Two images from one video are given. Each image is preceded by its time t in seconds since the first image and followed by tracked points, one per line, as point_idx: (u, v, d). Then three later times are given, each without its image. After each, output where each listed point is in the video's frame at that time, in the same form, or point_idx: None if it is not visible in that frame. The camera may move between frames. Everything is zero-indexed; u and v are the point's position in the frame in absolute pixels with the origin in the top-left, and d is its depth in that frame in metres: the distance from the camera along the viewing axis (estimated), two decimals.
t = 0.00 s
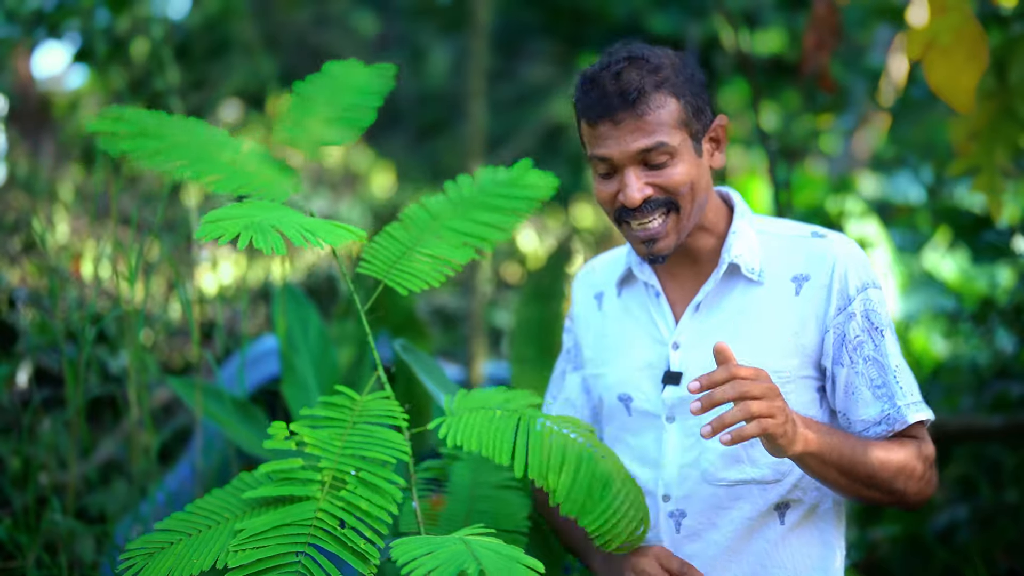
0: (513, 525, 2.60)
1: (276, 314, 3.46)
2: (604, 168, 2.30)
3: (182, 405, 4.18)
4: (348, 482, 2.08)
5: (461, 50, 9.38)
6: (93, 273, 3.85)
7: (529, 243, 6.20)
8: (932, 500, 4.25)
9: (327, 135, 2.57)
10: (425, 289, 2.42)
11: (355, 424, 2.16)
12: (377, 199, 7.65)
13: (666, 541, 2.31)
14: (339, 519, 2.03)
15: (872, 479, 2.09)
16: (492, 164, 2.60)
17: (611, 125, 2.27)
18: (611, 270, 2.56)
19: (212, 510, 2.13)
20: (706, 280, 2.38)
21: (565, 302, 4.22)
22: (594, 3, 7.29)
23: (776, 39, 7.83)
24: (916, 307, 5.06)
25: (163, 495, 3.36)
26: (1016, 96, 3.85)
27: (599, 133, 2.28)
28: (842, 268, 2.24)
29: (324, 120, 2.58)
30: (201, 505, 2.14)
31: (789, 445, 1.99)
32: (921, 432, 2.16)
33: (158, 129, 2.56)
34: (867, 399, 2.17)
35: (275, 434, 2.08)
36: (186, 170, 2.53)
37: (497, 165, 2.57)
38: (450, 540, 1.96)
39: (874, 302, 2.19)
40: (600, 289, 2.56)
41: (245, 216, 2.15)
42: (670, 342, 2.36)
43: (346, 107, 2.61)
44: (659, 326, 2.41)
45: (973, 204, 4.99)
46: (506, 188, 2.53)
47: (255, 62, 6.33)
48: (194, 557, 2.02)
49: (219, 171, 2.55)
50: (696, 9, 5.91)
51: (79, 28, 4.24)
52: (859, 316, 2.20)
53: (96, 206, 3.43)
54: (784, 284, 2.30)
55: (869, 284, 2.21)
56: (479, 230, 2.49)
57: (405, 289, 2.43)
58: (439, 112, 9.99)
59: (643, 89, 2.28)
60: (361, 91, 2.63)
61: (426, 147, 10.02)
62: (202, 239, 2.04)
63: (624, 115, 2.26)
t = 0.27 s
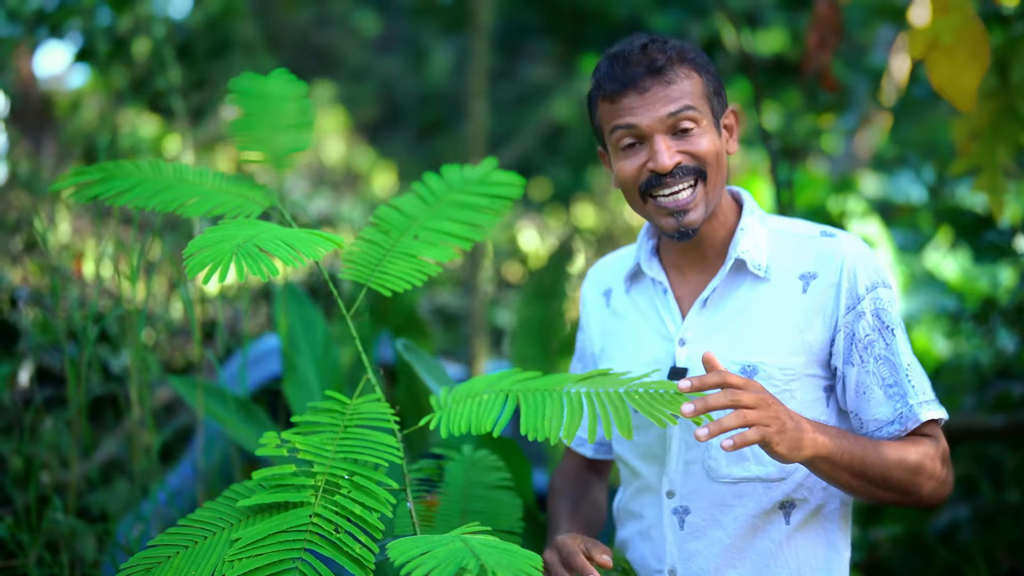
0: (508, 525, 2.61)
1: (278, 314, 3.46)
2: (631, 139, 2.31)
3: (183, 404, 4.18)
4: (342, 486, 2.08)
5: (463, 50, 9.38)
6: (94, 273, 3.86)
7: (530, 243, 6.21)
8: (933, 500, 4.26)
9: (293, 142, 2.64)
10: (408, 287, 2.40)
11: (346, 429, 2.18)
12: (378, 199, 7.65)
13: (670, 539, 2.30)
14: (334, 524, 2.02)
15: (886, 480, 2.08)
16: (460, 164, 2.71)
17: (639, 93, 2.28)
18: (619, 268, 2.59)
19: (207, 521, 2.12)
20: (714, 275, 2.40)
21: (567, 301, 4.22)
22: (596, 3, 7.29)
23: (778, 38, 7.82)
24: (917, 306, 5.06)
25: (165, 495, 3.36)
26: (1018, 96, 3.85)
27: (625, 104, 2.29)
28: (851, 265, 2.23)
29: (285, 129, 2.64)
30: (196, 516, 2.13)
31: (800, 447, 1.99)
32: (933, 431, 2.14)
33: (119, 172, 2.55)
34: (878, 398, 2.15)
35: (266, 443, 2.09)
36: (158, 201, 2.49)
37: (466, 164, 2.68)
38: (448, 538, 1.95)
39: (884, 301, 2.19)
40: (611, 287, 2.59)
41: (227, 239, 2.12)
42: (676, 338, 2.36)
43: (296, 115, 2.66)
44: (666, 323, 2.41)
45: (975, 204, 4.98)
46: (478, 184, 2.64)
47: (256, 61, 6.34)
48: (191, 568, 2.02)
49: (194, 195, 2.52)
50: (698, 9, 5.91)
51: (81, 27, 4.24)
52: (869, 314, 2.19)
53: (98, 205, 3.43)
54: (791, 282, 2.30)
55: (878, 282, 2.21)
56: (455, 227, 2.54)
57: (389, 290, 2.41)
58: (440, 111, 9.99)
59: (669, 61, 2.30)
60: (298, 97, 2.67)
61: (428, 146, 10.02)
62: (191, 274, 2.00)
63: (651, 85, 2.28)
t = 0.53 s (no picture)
0: (516, 526, 2.58)
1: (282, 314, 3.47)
2: (645, 140, 2.31)
3: (187, 404, 4.19)
4: (349, 485, 2.08)
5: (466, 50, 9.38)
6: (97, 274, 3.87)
7: (533, 244, 6.20)
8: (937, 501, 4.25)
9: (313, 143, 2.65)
10: (417, 289, 2.42)
11: (355, 427, 2.18)
12: (381, 199, 7.65)
13: (679, 534, 2.28)
14: (340, 522, 2.03)
15: (910, 441, 2.05)
16: (484, 159, 2.72)
17: (655, 95, 2.29)
18: (630, 268, 2.60)
19: (214, 518, 2.14)
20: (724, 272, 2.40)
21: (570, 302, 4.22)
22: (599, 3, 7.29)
23: (781, 39, 7.82)
24: (921, 307, 5.05)
25: (169, 495, 3.36)
26: (1022, 96, 3.84)
27: (640, 105, 2.30)
28: (861, 261, 2.24)
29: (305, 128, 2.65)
30: (205, 512, 2.15)
31: (830, 363, 2.01)
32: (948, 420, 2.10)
33: (142, 159, 2.54)
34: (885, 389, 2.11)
35: (275, 441, 2.10)
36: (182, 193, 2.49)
37: (492, 159, 2.69)
38: (455, 538, 1.96)
39: (893, 294, 2.17)
40: (619, 287, 2.59)
41: (227, 232, 2.14)
42: (687, 335, 2.38)
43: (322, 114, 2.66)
44: (677, 319, 2.43)
45: (978, 204, 4.98)
46: (500, 182, 2.64)
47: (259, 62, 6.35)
48: (198, 564, 2.02)
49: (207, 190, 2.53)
50: (701, 9, 5.91)
51: (84, 28, 4.25)
52: (877, 306, 2.17)
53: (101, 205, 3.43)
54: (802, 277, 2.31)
55: (887, 275, 2.20)
56: (469, 227, 2.55)
57: (400, 290, 2.44)
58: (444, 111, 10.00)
59: (684, 62, 2.31)
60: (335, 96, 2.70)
61: (430, 147, 10.03)
62: (184, 266, 2.04)
63: (666, 87, 2.29)
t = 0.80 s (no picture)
0: (520, 526, 2.59)
1: (281, 314, 3.47)
2: (653, 165, 2.31)
3: (186, 405, 4.19)
4: (354, 481, 2.08)
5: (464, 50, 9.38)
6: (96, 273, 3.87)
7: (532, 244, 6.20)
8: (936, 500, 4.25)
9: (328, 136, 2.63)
10: (429, 288, 2.41)
11: (361, 425, 2.19)
12: (380, 199, 7.65)
13: (689, 541, 2.29)
14: (345, 519, 2.02)
15: (906, 464, 2.10)
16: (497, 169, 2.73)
17: (663, 124, 2.27)
18: (628, 267, 2.58)
19: (218, 511, 2.13)
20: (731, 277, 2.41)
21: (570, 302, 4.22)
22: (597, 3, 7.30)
23: (780, 39, 7.83)
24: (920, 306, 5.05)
25: (168, 495, 3.36)
26: (1021, 95, 3.85)
27: (648, 133, 2.29)
28: (868, 266, 2.23)
29: (323, 121, 2.65)
30: (209, 504, 2.14)
31: (815, 405, 2.04)
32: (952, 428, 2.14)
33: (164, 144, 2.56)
34: (891, 395, 2.15)
35: (282, 435, 2.09)
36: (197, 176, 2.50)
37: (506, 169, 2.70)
38: (459, 538, 1.96)
39: (901, 299, 2.18)
40: (617, 288, 2.58)
41: (255, 223, 2.15)
42: (693, 339, 2.37)
43: (342, 110, 2.67)
44: (682, 323, 2.43)
45: (977, 204, 4.98)
46: (513, 189, 2.65)
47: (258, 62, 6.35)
48: (201, 558, 2.02)
49: (219, 179, 2.53)
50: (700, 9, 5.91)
51: (83, 29, 4.25)
52: (885, 312, 2.18)
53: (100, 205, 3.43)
54: (810, 280, 2.30)
55: (894, 279, 2.20)
56: (483, 231, 2.55)
57: (411, 289, 2.42)
58: (443, 112, 10.01)
59: (692, 86, 2.28)
60: (354, 91, 2.70)
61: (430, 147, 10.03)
62: (214, 252, 2.03)
63: (676, 118, 2.27)
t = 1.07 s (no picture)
0: (513, 525, 2.61)
1: (279, 312, 3.47)
2: (656, 152, 2.32)
3: (185, 405, 4.19)
4: (347, 485, 2.09)
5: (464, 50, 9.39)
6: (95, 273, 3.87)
7: (531, 243, 6.21)
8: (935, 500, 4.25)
9: (304, 136, 2.66)
10: (415, 286, 2.44)
11: (352, 427, 2.19)
12: (379, 199, 7.65)
13: (687, 545, 2.30)
14: (339, 523, 2.03)
15: (913, 484, 2.10)
16: (478, 158, 2.71)
17: (669, 106, 2.28)
18: (630, 265, 2.59)
19: (211, 518, 2.13)
20: (733, 277, 2.40)
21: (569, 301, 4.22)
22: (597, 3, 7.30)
23: (779, 39, 7.84)
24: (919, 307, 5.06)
25: (168, 495, 3.36)
26: (1020, 96, 3.85)
27: (653, 116, 2.29)
28: (874, 267, 2.24)
29: (297, 121, 2.66)
30: (202, 513, 2.14)
31: (815, 451, 2.03)
32: (957, 434, 2.13)
33: (136, 150, 2.55)
34: (899, 400, 2.16)
35: (273, 440, 2.09)
36: (170, 185, 2.49)
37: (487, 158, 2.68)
38: (453, 539, 1.96)
39: (907, 301, 2.18)
40: (618, 286, 2.59)
41: (231, 231, 2.14)
42: (694, 339, 2.37)
43: (312, 105, 2.67)
44: (681, 322, 2.42)
45: (976, 204, 4.98)
46: (497, 178, 2.63)
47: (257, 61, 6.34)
48: (195, 567, 2.02)
49: (202, 184, 2.53)
50: (699, 9, 5.91)
51: (82, 28, 4.25)
52: (890, 315, 2.19)
53: (99, 205, 3.43)
54: (811, 281, 2.31)
55: (900, 282, 2.21)
56: (468, 225, 2.55)
57: (397, 288, 2.45)
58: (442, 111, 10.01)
59: (700, 72, 2.29)
60: (323, 87, 2.69)
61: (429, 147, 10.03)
62: (190, 261, 2.03)
63: (682, 102, 2.27)
